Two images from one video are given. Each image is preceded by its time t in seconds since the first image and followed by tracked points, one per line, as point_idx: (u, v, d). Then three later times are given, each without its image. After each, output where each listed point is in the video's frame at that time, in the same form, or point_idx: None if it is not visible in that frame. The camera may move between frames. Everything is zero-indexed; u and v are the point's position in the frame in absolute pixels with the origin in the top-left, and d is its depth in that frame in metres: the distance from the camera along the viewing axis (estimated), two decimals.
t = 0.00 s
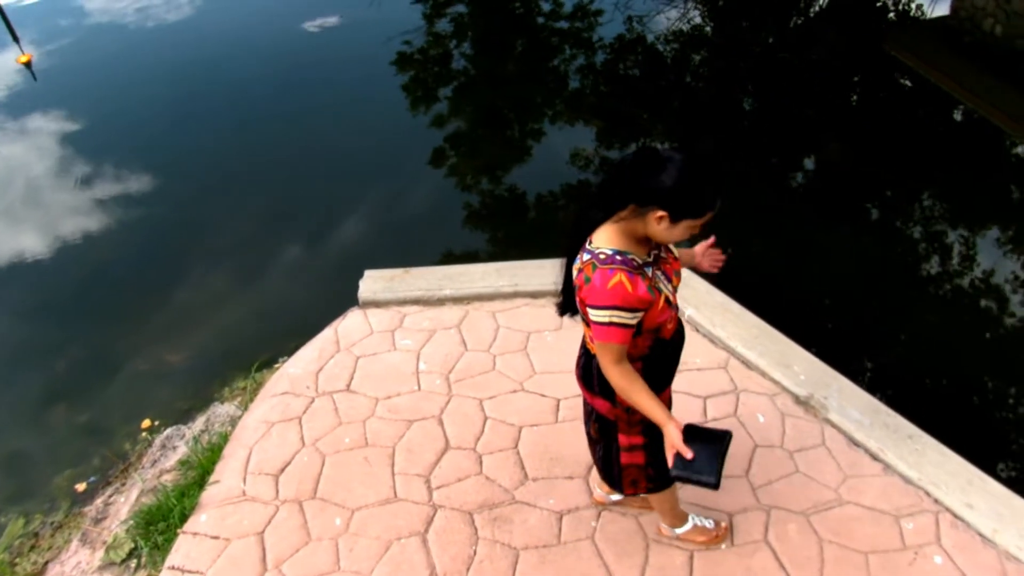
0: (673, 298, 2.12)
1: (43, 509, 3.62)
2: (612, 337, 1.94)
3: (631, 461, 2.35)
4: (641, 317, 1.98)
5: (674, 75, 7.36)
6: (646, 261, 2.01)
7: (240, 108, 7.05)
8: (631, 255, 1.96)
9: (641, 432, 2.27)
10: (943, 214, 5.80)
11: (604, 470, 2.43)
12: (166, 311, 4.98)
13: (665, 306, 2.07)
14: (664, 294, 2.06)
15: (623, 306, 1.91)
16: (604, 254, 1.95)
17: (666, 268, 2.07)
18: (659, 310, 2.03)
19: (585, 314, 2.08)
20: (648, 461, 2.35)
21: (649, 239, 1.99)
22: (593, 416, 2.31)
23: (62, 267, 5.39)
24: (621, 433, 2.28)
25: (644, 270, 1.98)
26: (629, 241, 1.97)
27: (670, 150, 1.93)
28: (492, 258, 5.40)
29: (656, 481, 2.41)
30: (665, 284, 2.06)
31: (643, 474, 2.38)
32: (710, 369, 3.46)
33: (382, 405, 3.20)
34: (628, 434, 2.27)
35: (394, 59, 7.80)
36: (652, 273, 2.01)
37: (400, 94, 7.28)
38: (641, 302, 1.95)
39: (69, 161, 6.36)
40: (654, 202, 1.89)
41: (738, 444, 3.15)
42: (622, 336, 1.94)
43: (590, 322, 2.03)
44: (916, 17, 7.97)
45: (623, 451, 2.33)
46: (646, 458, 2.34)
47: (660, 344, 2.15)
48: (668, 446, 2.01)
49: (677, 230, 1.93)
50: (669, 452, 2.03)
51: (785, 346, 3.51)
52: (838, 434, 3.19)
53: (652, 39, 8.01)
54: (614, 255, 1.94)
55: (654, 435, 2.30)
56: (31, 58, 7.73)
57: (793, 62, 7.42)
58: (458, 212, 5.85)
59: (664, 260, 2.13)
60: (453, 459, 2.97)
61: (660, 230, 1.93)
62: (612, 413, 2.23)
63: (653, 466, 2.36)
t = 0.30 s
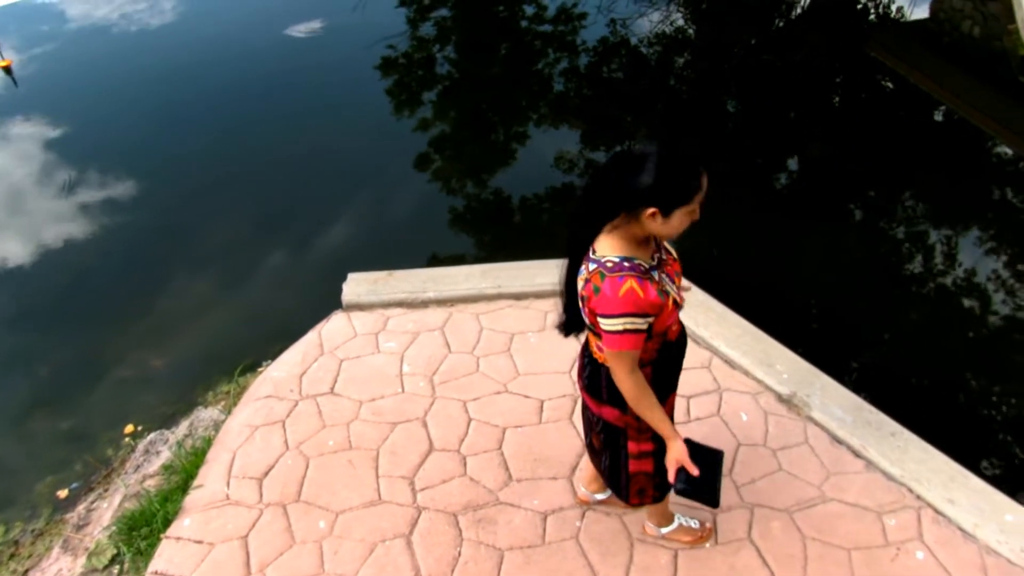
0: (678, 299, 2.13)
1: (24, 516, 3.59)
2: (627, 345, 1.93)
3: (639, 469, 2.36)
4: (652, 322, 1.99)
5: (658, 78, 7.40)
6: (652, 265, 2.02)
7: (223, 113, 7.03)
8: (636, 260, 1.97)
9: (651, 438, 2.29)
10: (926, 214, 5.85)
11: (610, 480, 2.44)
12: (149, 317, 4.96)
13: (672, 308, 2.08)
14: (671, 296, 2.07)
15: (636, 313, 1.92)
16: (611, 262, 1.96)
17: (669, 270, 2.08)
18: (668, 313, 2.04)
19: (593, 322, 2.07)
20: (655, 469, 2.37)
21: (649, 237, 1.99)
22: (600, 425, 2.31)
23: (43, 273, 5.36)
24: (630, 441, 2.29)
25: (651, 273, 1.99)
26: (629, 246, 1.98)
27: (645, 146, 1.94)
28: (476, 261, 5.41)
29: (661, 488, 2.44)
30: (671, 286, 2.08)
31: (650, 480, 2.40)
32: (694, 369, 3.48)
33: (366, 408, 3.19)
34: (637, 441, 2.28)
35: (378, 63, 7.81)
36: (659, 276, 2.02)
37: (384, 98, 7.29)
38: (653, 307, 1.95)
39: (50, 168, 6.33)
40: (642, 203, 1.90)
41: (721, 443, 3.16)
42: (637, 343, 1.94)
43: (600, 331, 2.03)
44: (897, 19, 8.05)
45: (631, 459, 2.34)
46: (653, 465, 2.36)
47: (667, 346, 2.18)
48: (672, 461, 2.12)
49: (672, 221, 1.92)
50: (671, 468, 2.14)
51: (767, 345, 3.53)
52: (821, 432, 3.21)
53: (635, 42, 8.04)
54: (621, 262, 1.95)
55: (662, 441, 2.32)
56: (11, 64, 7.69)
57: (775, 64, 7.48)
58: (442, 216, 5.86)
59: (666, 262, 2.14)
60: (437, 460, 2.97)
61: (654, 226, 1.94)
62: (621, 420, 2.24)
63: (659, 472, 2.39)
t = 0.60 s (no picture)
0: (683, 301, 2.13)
1: (3, 521, 3.55)
2: (646, 350, 1.91)
3: (647, 476, 2.39)
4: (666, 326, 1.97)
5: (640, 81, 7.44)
6: (659, 269, 2.02)
7: (204, 117, 7.01)
8: (645, 265, 1.96)
9: (659, 446, 2.32)
10: (907, 217, 5.90)
11: (617, 488, 2.46)
12: (130, 321, 4.93)
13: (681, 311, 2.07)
14: (680, 299, 2.06)
15: (654, 318, 1.89)
16: (621, 270, 1.93)
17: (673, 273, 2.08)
18: (679, 317, 2.03)
19: (605, 333, 2.04)
20: (662, 474, 2.41)
21: (650, 237, 1.97)
22: (607, 436, 2.32)
23: (23, 277, 5.32)
24: (640, 449, 2.31)
25: (660, 277, 1.98)
26: (633, 252, 1.96)
27: (617, 149, 1.93)
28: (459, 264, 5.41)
29: (666, 492, 2.48)
30: (677, 289, 2.07)
31: (656, 486, 2.44)
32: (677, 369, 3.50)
33: (348, 410, 3.18)
34: (646, 448, 2.31)
35: (360, 68, 7.82)
36: (667, 279, 2.01)
37: (367, 103, 7.29)
38: (668, 311, 1.93)
39: (31, 173, 6.29)
40: (628, 209, 1.91)
41: (703, 443, 3.17)
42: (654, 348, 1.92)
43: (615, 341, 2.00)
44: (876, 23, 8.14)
45: (639, 467, 2.36)
46: (660, 471, 2.40)
47: (674, 350, 2.17)
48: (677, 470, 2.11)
49: (665, 215, 1.90)
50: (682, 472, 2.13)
51: (749, 345, 3.56)
52: (803, 431, 3.22)
53: (618, 46, 8.09)
54: (632, 269, 1.92)
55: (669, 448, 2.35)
56: None
57: (756, 68, 7.54)
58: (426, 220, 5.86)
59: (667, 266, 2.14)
60: (420, 462, 2.96)
61: (649, 224, 1.92)
62: (630, 430, 2.26)
63: (665, 477, 2.43)
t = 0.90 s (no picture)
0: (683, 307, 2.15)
1: None
2: (658, 360, 1.92)
3: (649, 483, 2.44)
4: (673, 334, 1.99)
5: (626, 86, 7.47)
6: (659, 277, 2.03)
7: (189, 125, 7.01)
8: (647, 276, 1.96)
9: (661, 454, 2.37)
10: (893, 219, 5.93)
11: (619, 497, 2.50)
12: (117, 329, 4.91)
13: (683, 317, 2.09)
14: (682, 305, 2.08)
15: (663, 327, 1.90)
16: (625, 283, 1.93)
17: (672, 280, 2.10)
18: (683, 323, 2.05)
19: (612, 346, 2.05)
20: (664, 480, 2.47)
21: (646, 244, 1.97)
22: (610, 446, 2.35)
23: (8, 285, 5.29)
24: (643, 458, 2.35)
25: (663, 286, 1.99)
26: (632, 262, 1.97)
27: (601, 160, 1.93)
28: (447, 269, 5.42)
29: (666, 496, 2.54)
30: (678, 296, 2.08)
31: (658, 493, 2.50)
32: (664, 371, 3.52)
33: (335, 414, 3.18)
34: (648, 457, 2.35)
35: (346, 74, 7.83)
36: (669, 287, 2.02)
37: (353, 109, 7.30)
38: (675, 319, 1.94)
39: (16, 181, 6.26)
40: (619, 219, 1.90)
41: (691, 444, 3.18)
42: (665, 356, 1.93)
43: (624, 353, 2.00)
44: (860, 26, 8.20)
45: (642, 475, 2.41)
46: (662, 477, 2.45)
47: (676, 358, 2.19)
48: (699, 453, 2.17)
49: (658, 220, 1.90)
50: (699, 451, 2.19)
51: (735, 346, 3.58)
52: (789, 431, 3.24)
53: (603, 51, 8.13)
54: (636, 281, 1.92)
55: (670, 455, 2.40)
56: None
57: (741, 72, 7.59)
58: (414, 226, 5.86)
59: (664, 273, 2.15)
60: (407, 465, 2.96)
61: (642, 232, 1.92)
62: (634, 440, 2.29)
63: (666, 483, 2.48)
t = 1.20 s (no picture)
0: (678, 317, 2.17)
1: None
2: (661, 371, 1.93)
3: (648, 491, 2.47)
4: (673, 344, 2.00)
5: (616, 97, 7.53)
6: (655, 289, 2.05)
7: (180, 138, 7.03)
8: (645, 288, 1.97)
9: (659, 462, 2.40)
10: (882, 226, 5.98)
11: (618, 508, 2.51)
12: (108, 343, 4.92)
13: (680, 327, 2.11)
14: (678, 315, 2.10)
15: (665, 338, 1.91)
16: (624, 296, 1.94)
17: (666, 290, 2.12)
18: (681, 333, 2.07)
19: (612, 360, 2.06)
20: (660, 487, 2.50)
21: (644, 257, 1.99)
22: (609, 459, 2.36)
23: None
24: (643, 468, 2.38)
25: (660, 297, 2.00)
26: (630, 275, 1.98)
27: (598, 172, 1.94)
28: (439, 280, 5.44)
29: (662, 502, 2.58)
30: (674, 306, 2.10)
31: (655, 499, 2.54)
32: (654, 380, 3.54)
33: (326, 424, 3.19)
34: (647, 466, 2.38)
35: (337, 87, 7.87)
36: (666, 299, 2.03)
37: (344, 122, 7.33)
38: (674, 329, 1.96)
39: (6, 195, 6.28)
40: (621, 231, 1.91)
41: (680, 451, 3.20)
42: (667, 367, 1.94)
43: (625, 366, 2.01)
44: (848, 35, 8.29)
45: (641, 484, 2.44)
46: (659, 484, 2.49)
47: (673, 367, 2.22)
48: (705, 458, 2.19)
49: (658, 233, 1.93)
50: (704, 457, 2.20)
51: (724, 354, 3.60)
52: (778, 436, 3.26)
53: (593, 61, 8.19)
54: (635, 294, 1.93)
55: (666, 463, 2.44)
56: None
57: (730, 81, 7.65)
58: (405, 237, 5.89)
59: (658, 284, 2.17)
60: (397, 475, 2.97)
61: (642, 245, 1.94)
62: (634, 451, 2.31)
63: (662, 489, 2.52)
